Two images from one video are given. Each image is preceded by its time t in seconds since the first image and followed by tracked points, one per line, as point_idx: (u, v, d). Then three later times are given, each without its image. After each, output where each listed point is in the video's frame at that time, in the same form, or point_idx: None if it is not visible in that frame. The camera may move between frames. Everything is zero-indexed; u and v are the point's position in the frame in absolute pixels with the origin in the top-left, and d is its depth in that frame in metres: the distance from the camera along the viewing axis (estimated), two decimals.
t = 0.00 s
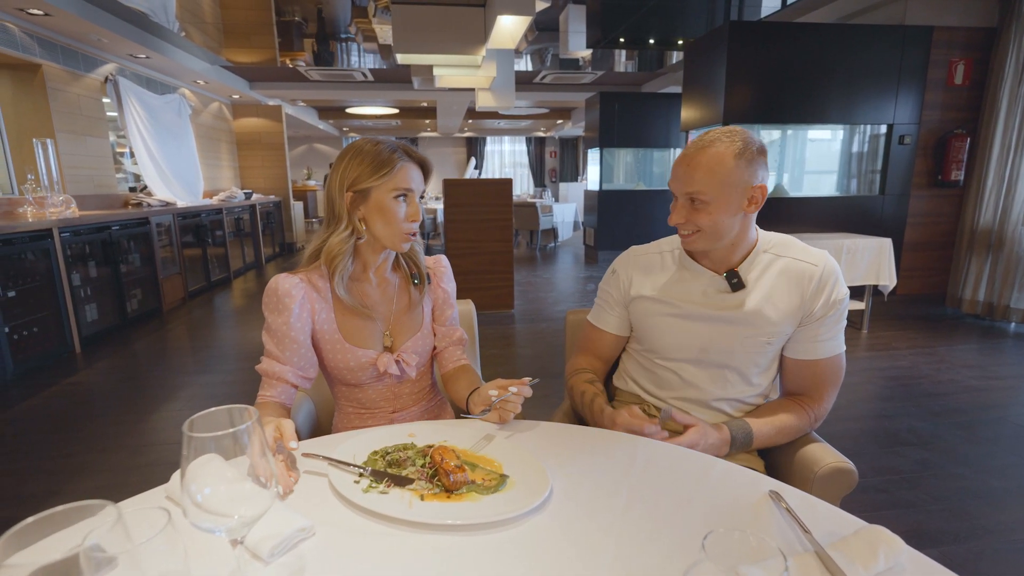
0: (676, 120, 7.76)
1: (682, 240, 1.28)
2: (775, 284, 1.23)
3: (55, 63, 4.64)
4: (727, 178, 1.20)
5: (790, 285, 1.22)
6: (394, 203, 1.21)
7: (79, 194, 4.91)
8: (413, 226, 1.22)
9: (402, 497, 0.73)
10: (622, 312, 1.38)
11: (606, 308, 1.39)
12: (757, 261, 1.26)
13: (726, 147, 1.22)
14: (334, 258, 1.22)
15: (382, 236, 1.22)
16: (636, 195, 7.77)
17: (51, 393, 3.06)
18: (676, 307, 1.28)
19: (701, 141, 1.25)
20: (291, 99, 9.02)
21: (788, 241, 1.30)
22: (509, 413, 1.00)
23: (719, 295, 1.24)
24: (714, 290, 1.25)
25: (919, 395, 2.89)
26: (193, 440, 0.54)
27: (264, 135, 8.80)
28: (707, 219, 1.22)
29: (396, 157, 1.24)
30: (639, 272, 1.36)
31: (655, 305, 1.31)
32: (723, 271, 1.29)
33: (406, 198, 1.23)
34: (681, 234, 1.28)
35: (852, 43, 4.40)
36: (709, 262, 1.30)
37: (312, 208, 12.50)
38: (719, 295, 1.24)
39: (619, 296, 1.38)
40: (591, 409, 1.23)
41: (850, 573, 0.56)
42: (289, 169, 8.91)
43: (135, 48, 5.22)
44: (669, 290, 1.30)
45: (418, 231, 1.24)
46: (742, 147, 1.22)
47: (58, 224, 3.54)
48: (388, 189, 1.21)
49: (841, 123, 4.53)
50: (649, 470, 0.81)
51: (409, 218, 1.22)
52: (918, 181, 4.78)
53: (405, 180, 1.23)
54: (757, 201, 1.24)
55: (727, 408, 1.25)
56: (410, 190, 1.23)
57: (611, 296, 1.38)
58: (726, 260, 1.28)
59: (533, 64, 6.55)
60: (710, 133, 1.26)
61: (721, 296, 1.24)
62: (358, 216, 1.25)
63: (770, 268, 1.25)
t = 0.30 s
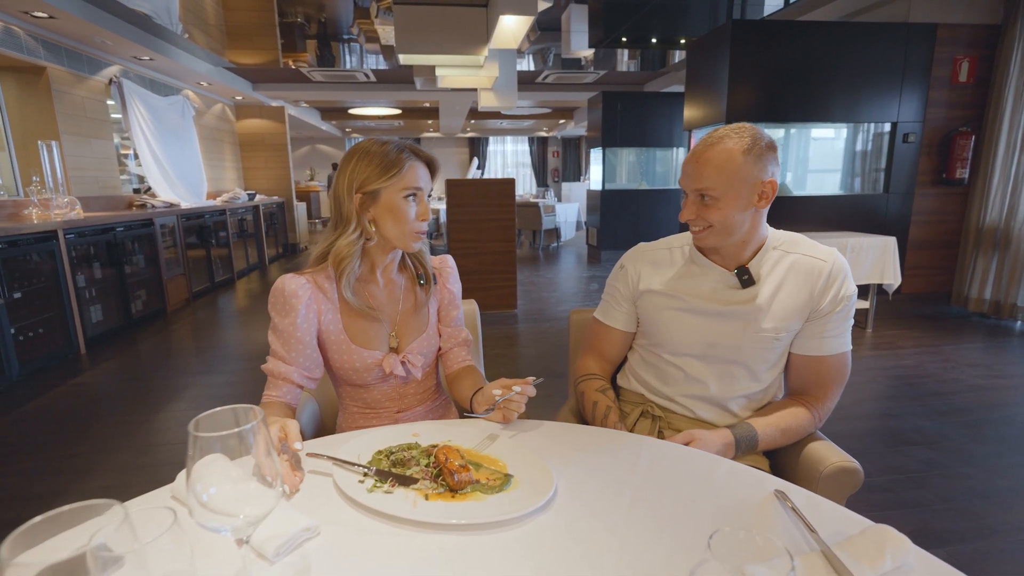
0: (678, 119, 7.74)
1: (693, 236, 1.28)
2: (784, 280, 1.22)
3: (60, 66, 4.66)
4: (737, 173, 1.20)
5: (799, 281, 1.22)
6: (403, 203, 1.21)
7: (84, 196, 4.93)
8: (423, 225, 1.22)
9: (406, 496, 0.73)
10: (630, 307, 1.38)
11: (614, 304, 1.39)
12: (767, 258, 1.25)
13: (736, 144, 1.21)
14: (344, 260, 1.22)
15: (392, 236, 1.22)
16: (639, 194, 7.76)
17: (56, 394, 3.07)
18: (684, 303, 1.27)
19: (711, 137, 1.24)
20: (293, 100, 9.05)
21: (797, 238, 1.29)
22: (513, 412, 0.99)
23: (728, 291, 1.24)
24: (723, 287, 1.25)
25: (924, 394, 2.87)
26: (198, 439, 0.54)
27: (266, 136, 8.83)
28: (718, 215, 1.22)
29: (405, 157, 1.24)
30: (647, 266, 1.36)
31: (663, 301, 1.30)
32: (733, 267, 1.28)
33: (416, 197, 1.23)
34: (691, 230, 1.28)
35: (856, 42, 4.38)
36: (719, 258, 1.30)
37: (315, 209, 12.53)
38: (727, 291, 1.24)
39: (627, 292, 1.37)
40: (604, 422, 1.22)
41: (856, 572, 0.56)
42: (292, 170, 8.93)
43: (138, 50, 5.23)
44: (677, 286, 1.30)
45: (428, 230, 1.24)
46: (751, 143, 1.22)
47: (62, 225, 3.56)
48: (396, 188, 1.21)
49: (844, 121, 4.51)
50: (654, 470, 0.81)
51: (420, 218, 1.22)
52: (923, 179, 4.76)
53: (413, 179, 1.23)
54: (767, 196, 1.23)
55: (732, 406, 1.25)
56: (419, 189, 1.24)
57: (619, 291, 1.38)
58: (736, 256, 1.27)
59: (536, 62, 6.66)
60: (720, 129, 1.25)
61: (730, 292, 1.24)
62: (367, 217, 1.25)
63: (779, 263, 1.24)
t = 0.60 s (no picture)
0: (681, 118, 7.73)
1: (700, 234, 1.28)
2: (791, 278, 1.22)
3: (64, 68, 4.69)
4: (744, 172, 1.20)
5: (805, 278, 1.22)
6: (402, 200, 1.20)
7: (88, 198, 4.95)
8: (426, 223, 1.19)
9: (413, 495, 0.73)
10: (635, 305, 1.38)
11: (620, 302, 1.39)
12: (773, 257, 1.25)
13: (743, 142, 1.21)
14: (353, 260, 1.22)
15: (397, 235, 1.22)
16: (641, 194, 7.76)
17: (62, 394, 3.09)
18: (691, 302, 1.28)
19: (719, 135, 1.24)
20: (297, 101, 9.07)
21: (804, 236, 1.29)
22: (517, 410, 0.99)
23: (735, 290, 1.24)
24: (729, 285, 1.25)
25: (929, 393, 2.86)
26: (207, 438, 0.54)
27: (270, 137, 8.85)
28: (725, 213, 1.21)
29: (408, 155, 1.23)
30: (653, 263, 1.36)
31: (668, 299, 1.31)
32: (740, 267, 1.28)
33: (415, 193, 1.21)
34: (697, 229, 1.27)
35: (860, 39, 4.36)
36: (726, 257, 1.29)
37: (318, 210, 12.57)
38: (734, 290, 1.24)
39: (633, 289, 1.37)
40: (609, 421, 1.22)
41: (864, 570, 0.56)
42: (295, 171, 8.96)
43: (142, 52, 5.25)
44: (683, 284, 1.30)
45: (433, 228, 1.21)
46: (759, 141, 1.21)
47: (67, 227, 3.58)
48: (400, 185, 1.20)
49: (848, 120, 4.49)
50: (659, 468, 0.81)
51: (421, 214, 1.20)
52: (927, 178, 4.74)
53: (415, 175, 1.21)
54: (774, 195, 1.23)
55: (738, 405, 1.24)
56: (418, 184, 1.21)
57: (625, 289, 1.38)
58: (743, 255, 1.27)
59: (539, 62, 6.68)
60: (728, 128, 1.25)
61: (736, 291, 1.24)
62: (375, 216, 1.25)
63: (786, 262, 1.24)
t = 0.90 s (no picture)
0: (684, 117, 7.72)
1: (704, 232, 1.27)
2: (794, 275, 1.22)
3: (69, 70, 4.72)
4: (748, 169, 1.20)
5: (809, 276, 1.21)
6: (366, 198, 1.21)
7: (93, 198, 4.98)
8: (388, 222, 1.18)
9: (418, 492, 0.74)
10: (639, 304, 1.37)
11: (623, 301, 1.38)
12: (777, 254, 1.25)
13: (747, 139, 1.21)
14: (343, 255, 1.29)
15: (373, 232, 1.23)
16: (644, 193, 7.75)
17: (68, 394, 3.11)
18: (695, 301, 1.27)
19: (723, 132, 1.24)
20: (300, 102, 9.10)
21: (808, 234, 1.28)
22: (520, 408, 0.99)
23: (739, 288, 1.24)
24: (733, 283, 1.25)
25: (935, 391, 2.85)
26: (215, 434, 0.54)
27: (273, 138, 8.88)
28: (730, 210, 1.21)
29: (381, 151, 1.21)
30: (657, 263, 1.36)
31: (672, 298, 1.30)
32: (743, 264, 1.28)
33: (378, 189, 1.20)
34: (702, 226, 1.27)
35: (864, 36, 4.34)
36: (729, 255, 1.29)
37: (321, 211, 12.61)
38: (738, 288, 1.24)
39: (637, 288, 1.37)
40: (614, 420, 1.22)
41: (872, 566, 0.56)
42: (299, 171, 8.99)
43: (146, 53, 5.28)
44: (688, 283, 1.30)
45: (397, 226, 1.19)
46: (763, 138, 1.21)
47: (73, 227, 3.60)
48: (369, 182, 1.21)
49: (851, 118, 4.48)
50: (665, 466, 0.81)
51: (382, 212, 1.19)
52: (932, 175, 4.72)
53: (382, 172, 1.20)
54: (779, 193, 1.23)
55: (743, 403, 1.24)
56: (381, 182, 1.20)
57: (629, 288, 1.37)
58: (746, 253, 1.27)
59: (541, 62, 6.69)
60: (731, 125, 1.25)
61: (741, 289, 1.24)
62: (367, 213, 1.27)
63: (790, 259, 1.24)
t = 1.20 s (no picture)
0: (686, 116, 7.71)
1: (709, 230, 1.27)
2: (799, 271, 1.22)
3: (72, 72, 4.73)
4: (751, 167, 1.19)
5: (814, 273, 1.21)
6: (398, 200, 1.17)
7: (97, 200, 4.99)
8: (419, 224, 1.16)
9: (426, 487, 0.74)
10: (643, 301, 1.38)
11: (626, 299, 1.39)
12: (781, 250, 1.24)
13: (749, 137, 1.21)
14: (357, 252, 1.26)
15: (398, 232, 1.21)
16: (646, 192, 7.74)
17: (72, 394, 3.12)
18: (700, 298, 1.27)
19: (724, 131, 1.24)
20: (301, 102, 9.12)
21: (811, 230, 1.28)
22: (528, 404, 0.99)
23: (743, 284, 1.24)
24: (737, 280, 1.25)
25: (939, 389, 2.84)
26: (227, 428, 0.55)
27: (275, 138, 8.89)
28: (734, 208, 1.21)
29: (412, 154, 1.18)
30: (661, 261, 1.36)
31: (677, 296, 1.30)
32: (746, 260, 1.27)
33: (408, 192, 1.17)
34: (707, 225, 1.27)
35: (867, 34, 4.33)
36: (731, 252, 1.30)
37: (323, 211, 12.64)
38: (742, 284, 1.24)
39: (640, 287, 1.37)
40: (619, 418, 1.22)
41: (882, 561, 0.55)
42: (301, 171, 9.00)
43: (148, 54, 5.29)
44: (692, 281, 1.30)
45: (428, 228, 1.18)
46: (765, 136, 1.21)
47: (76, 228, 3.61)
48: (397, 183, 1.17)
49: (854, 116, 4.47)
50: (671, 460, 0.81)
51: (412, 215, 1.17)
52: (935, 173, 4.71)
53: (415, 175, 1.17)
54: (783, 189, 1.23)
55: (748, 400, 1.24)
56: (413, 185, 1.17)
57: (631, 286, 1.37)
58: (749, 249, 1.27)
59: (543, 61, 6.68)
60: (733, 123, 1.25)
61: (744, 285, 1.24)
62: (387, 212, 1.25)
63: (794, 255, 1.24)
